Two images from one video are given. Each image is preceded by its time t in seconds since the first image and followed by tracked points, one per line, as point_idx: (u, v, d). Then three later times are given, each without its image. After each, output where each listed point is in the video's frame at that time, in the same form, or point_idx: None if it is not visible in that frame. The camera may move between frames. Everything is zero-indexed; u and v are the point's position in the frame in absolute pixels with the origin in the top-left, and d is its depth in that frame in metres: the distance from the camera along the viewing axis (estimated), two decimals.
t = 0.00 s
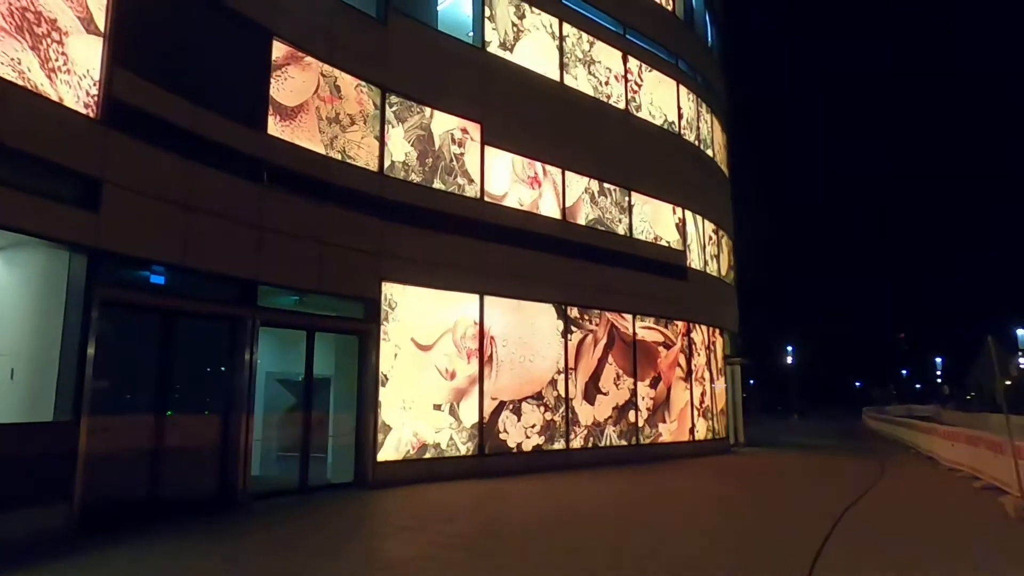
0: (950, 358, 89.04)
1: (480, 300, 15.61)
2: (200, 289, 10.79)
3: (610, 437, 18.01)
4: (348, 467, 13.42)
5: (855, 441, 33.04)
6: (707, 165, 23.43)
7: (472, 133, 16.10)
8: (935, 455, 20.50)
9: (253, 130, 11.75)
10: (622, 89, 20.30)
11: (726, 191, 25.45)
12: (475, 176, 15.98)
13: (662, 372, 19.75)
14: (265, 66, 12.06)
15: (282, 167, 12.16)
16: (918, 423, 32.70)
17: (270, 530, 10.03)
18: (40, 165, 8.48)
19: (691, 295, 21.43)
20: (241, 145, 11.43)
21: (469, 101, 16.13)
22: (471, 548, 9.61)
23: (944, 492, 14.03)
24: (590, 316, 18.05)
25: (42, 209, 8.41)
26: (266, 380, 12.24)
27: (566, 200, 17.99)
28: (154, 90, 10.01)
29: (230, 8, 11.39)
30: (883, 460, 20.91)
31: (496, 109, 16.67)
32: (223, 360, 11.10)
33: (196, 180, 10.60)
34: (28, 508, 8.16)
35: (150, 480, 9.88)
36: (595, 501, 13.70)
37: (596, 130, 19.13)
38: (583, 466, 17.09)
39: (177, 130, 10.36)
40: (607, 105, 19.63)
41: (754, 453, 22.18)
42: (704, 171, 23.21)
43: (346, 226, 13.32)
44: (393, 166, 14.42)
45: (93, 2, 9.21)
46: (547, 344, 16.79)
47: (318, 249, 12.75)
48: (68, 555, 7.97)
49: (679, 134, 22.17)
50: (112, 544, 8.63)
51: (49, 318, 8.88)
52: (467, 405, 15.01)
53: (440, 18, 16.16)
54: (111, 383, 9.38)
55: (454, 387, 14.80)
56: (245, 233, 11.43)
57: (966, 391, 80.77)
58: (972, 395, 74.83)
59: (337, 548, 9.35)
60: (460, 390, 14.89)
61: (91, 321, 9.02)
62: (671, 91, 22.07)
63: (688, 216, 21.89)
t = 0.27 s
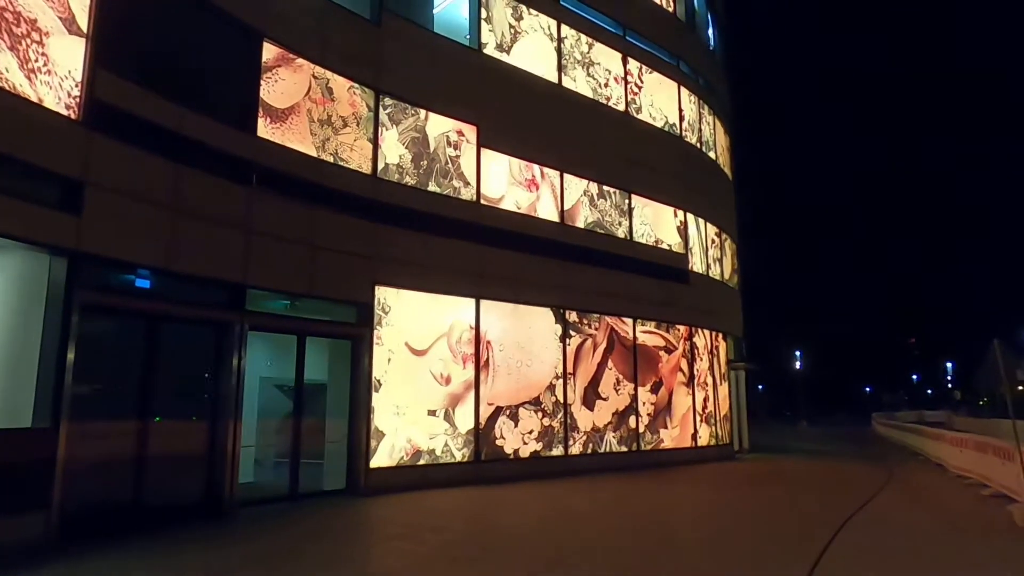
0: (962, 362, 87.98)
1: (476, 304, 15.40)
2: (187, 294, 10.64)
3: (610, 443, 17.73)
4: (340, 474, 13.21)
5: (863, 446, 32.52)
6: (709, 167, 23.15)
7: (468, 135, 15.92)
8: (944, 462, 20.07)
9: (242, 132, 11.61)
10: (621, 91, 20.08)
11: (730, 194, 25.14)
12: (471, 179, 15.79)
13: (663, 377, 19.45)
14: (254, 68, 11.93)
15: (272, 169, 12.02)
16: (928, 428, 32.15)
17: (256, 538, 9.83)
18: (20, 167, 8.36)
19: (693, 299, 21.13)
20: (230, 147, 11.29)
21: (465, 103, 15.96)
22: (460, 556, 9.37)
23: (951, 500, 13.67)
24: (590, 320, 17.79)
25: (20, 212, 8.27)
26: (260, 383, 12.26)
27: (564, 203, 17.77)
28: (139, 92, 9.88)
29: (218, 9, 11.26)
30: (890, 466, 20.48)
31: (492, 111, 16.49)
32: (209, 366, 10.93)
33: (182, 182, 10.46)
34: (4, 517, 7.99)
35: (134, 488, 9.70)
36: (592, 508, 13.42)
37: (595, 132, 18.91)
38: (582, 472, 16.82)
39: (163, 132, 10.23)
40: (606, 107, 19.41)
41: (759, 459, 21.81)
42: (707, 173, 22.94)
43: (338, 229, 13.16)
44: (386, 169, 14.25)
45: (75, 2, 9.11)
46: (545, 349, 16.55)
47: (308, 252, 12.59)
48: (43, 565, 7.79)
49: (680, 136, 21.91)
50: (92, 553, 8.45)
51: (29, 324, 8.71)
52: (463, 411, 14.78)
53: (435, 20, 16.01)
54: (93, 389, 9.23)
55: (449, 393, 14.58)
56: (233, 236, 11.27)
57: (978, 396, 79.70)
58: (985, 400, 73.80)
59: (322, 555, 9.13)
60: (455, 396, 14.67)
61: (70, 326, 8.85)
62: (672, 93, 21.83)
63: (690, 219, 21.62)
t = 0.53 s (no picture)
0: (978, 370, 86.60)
1: (475, 312, 15.16)
2: (176, 302, 10.49)
3: (614, 453, 17.38)
4: (336, 486, 12.95)
5: (876, 456, 31.86)
6: (715, 172, 22.85)
7: (466, 141, 15.74)
8: (959, 472, 19.52)
9: (234, 138, 11.47)
10: (624, 96, 19.85)
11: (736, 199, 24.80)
12: (469, 185, 15.60)
13: (669, 386, 19.09)
14: (247, 74, 11.81)
15: (264, 176, 11.87)
16: (943, 437, 31.46)
17: (244, 551, 9.59)
18: (2, 174, 8.23)
19: (699, 306, 20.78)
20: (221, 154, 11.15)
21: (464, 109, 15.79)
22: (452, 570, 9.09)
23: (965, 512, 13.21)
24: (592, 328, 17.50)
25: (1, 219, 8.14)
26: (256, 394, 12.04)
27: (565, 209, 17.52)
28: (126, 98, 9.76)
29: (209, 14, 11.17)
30: (903, 476, 19.98)
31: (491, 116, 16.31)
32: (198, 375, 10.75)
33: (171, 189, 10.33)
34: None
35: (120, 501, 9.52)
36: (593, 519, 13.09)
37: (596, 137, 18.69)
38: (585, 483, 16.47)
39: (150, 138, 10.10)
40: (608, 112, 19.19)
41: (768, 470, 21.36)
42: (712, 178, 22.63)
43: (333, 236, 12.98)
44: (383, 175, 14.08)
45: (61, 8, 9.01)
46: (546, 357, 16.27)
47: (302, 260, 12.41)
48: None
49: (684, 140, 21.63)
50: (72, 567, 8.25)
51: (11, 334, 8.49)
52: (462, 421, 14.51)
53: (433, 25, 15.87)
54: (76, 400, 9.07)
55: (447, 403, 14.31)
56: (224, 244, 11.12)
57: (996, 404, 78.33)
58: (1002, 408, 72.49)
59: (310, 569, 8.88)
60: (454, 405, 14.40)
61: (52, 335, 8.72)
62: (675, 97, 21.58)
63: (695, 225, 21.31)
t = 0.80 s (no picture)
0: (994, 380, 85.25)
1: (474, 323, 14.97)
2: (166, 313, 10.39)
3: (617, 466, 17.08)
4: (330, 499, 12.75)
5: (889, 468, 31.25)
6: (719, 180, 22.60)
7: (464, 150, 15.62)
8: (973, 486, 19.02)
9: (226, 149, 11.40)
10: (625, 104, 19.70)
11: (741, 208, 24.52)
12: (467, 195, 15.46)
13: (673, 397, 18.79)
14: (239, 83, 11.75)
15: (257, 186, 11.78)
16: (957, 449, 30.80)
17: (231, 567, 9.40)
18: None
19: (703, 315, 20.49)
20: (213, 164, 11.08)
21: (461, 118, 15.69)
22: None
23: (978, 528, 12.79)
24: (593, 338, 17.26)
25: None
26: (252, 406, 12.03)
27: (566, 218, 17.35)
28: (115, 108, 9.71)
29: (201, 24, 11.14)
30: (915, 489, 19.52)
31: (490, 125, 16.21)
32: (189, 387, 10.63)
33: (161, 199, 10.25)
34: None
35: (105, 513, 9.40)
36: (592, 533, 12.80)
37: (597, 146, 18.53)
38: (586, 497, 16.18)
39: (140, 148, 10.05)
40: (609, 120, 19.04)
41: (775, 483, 20.94)
42: (716, 187, 22.38)
43: (327, 246, 12.87)
44: (379, 185, 13.97)
45: (49, 19, 8.97)
46: (546, 368, 16.03)
47: (296, 271, 12.29)
48: None
49: (687, 148, 21.43)
50: None
51: None
52: (459, 433, 14.28)
53: (432, 35, 15.80)
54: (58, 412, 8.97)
55: (445, 415, 14.09)
56: (216, 254, 11.01)
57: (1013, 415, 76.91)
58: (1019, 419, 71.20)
59: None
60: (451, 417, 14.18)
61: (36, 345, 8.65)
62: (678, 105, 21.40)
63: (698, 234, 21.06)
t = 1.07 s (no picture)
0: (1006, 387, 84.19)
1: (468, 332, 14.78)
2: (152, 324, 10.28)
3: (616, 476, 16.81)
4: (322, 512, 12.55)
5: (898, 477, 30.74)
6: (720, 186, 22.39)
7: (459, 158, 15.50)
8: (982, 495, 18.61)
9: (215, 158, 11.32)
10: (623, 110, 19.55)
11: (743, 214, 24.27)
12: (462, 203, 15.32)
13: (674, 406, 18.52)
14: (228, 93, 11.68)
15: (246, 195, 11.66)
16: (967, 458, 30.26)
17: None
18: None
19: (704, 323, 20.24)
20: (201, 173, 10.99)
21: (456, 125, 15.58)
22: None
23: (985, 540, 12.45)
24: (592, 346, 17.03)
25: None
26: (247, 417, 11.90)
27: (563, 226, 17.17)
28: (99, 117, 9.65)
29: (188, 33, 11.09)
30: (923, 499, 19.11)
31: (485, 133, 16.09)
32: (175, 398, 10.49)
33: (146, 209, 10.17)
34: None
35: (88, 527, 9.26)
36: (588, 545, 12.55)
37: (595, 152, 18.37)
38: (585, 508, 15.92)
39: (125, 158, 9.96)
40: (607, 127, 18.89)
41: (780, 493, 20.59)
42: (717, 193, 22.17)
43: (318, 255, 12.73)
44: (372, 193, 13.85)
45: (31, 28, 8.90)
46: (543, 378, 15.81)
47: (286, 280, 12.16)
48: None
49: (686, 155, 21.25)
50: None
51: None
52: (454, 444, 14.07)
53: (426, 43, 15.69)
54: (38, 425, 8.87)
55: (439, 425, 13.89)
56: (203, 264, 10.90)
57: None
58: None
59: None
60: (446, 428, 13.97)
61: (17, 357, 8.61)
62: (677, 111, 21.24)
63: (699, 240, 20.83)
